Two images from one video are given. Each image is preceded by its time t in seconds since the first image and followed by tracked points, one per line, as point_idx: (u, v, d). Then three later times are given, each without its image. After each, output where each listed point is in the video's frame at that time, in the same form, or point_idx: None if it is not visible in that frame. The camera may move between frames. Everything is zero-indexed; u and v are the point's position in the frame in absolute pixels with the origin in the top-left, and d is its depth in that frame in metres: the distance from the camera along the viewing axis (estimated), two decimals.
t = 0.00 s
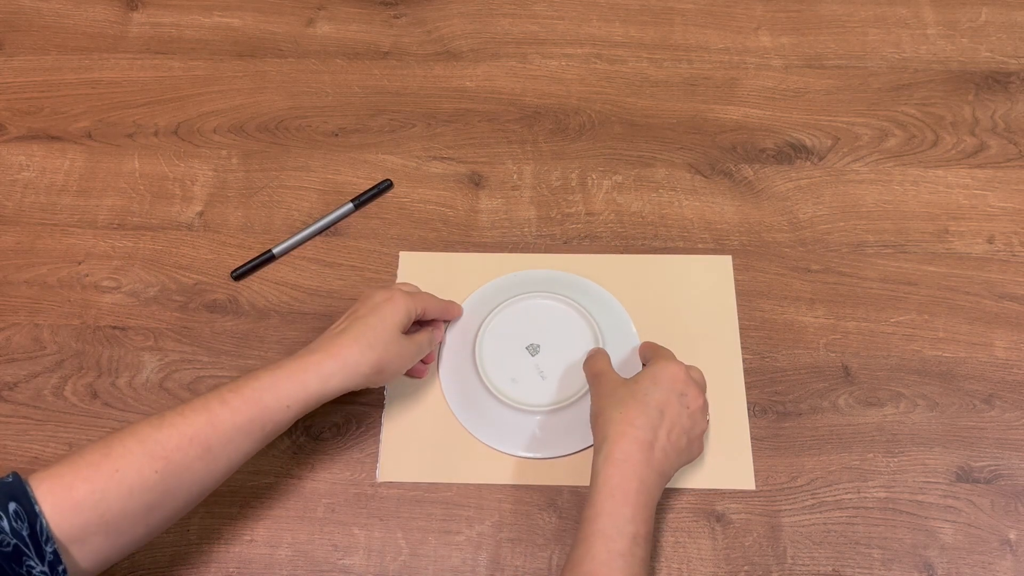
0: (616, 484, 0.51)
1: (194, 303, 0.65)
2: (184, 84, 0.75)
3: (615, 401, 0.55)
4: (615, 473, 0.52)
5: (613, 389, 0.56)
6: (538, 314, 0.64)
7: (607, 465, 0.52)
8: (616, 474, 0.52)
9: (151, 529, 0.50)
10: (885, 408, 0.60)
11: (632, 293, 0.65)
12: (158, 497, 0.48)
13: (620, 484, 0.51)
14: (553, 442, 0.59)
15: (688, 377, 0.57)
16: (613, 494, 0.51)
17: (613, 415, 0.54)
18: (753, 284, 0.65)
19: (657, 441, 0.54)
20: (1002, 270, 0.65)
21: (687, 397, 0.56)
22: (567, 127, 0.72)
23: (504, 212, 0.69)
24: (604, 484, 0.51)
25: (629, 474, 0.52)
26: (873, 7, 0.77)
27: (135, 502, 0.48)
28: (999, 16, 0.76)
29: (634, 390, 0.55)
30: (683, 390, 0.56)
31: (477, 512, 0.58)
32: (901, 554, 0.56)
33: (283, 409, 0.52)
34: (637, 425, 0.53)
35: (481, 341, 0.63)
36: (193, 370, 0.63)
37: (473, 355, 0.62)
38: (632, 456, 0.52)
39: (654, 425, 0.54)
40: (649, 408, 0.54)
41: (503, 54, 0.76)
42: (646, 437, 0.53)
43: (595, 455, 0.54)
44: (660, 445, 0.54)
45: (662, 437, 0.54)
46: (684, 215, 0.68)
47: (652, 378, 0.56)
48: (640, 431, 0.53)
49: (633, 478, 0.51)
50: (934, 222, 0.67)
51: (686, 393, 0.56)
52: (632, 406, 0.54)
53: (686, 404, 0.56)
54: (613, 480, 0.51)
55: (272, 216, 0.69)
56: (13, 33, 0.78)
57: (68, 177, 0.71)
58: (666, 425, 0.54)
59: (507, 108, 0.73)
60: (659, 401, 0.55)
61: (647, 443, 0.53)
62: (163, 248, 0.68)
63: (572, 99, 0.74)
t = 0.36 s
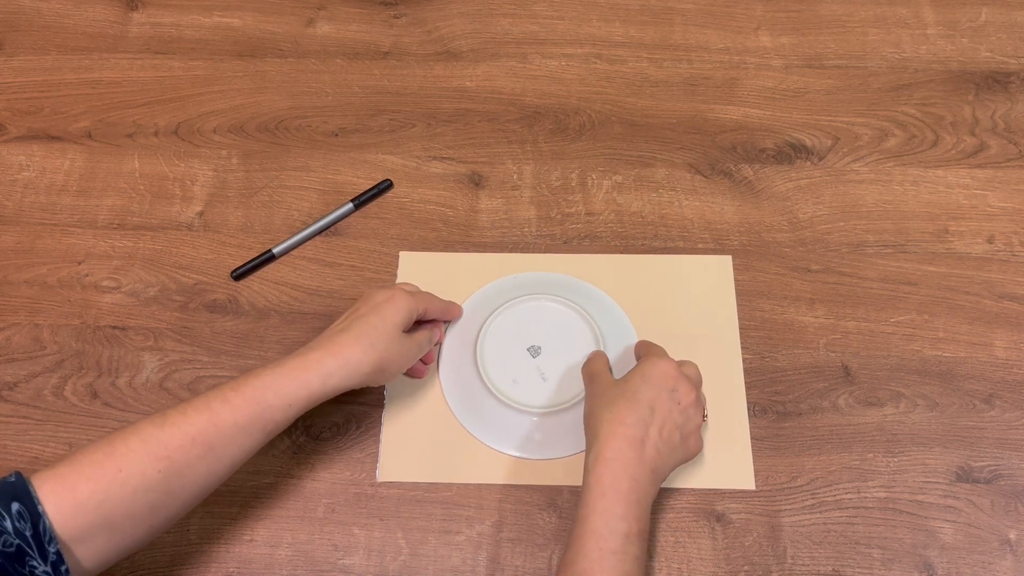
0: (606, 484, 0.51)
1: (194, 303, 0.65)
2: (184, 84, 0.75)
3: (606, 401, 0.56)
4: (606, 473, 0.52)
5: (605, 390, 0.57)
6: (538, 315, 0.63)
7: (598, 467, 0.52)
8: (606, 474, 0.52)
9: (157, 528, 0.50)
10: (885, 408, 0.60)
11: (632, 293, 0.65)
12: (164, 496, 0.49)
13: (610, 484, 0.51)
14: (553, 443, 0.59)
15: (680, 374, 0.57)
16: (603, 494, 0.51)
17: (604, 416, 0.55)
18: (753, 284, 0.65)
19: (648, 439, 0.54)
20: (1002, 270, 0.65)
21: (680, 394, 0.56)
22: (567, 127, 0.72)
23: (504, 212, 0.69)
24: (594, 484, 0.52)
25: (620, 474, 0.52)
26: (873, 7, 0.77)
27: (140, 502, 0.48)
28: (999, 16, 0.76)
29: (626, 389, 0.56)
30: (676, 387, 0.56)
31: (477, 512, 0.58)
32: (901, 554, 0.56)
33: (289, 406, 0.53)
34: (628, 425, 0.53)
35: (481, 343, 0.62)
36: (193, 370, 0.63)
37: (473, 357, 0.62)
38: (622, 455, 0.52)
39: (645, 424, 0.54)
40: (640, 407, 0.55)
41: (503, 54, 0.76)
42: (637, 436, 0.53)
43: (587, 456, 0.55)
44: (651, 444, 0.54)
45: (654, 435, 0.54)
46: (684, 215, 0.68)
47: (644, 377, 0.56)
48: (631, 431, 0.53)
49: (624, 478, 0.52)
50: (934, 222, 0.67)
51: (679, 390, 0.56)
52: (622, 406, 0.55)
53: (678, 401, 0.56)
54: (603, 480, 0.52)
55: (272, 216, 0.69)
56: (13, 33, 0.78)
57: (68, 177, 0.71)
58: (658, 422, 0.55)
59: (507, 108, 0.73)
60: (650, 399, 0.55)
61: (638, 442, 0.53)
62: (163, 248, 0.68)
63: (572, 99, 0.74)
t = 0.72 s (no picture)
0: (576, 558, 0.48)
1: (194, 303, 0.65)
2: (184, 84, 0.75)
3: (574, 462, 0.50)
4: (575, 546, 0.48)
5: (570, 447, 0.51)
6: (537, 315, 0.63)
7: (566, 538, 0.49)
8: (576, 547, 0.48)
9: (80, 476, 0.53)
10: (885, 408, 0.60)
11: (632, 293, 0.65)
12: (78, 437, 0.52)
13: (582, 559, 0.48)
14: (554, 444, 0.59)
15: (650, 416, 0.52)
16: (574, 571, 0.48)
17: (569, 482, 0.50)
18: (753, 284, 0.65)
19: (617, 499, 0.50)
20: (1003, 270, 0.65)
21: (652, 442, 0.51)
22: (567, 127, 0.72)
23: (504, 212, 0.69)
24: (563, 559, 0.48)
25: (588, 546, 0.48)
26: (873, 7, 0.77)
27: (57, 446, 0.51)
28: (998, 16, 0.76)
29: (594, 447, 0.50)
30: (647, 435, 0.51)
31: (477, 512, 0.58)
32: (901, 554, 0.56)
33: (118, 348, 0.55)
34: (595, 490, 0.49)
35: (481, 344, 0.62)
36: (193, 370, 0.63)
37: (473, 358, 0.62)
38: (589, 525, 0.49)
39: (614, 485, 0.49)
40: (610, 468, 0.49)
41: (503, 54, 0.76)
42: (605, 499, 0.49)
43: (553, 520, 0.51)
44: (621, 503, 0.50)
45: (625, 492, 0.50)
46: (684, 215, 0.68)
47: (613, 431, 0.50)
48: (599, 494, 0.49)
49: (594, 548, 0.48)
50: (934, 222, 0.67)
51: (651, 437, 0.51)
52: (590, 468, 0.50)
53: (651, 449, 0.51)
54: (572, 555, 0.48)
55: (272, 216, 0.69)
56: (13, 33, 0.78)
57: (68, 177, 0.71)
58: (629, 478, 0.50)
59: (507, 108, 0.73)
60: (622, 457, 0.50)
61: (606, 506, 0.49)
62: (163, 247, 0.68)
63: (572, 99, 0.74)
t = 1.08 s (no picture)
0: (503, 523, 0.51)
1: (194, 303, 0.65)
2: (184, 84, 0.75)
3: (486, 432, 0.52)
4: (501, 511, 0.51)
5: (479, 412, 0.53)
6: (537, 316, 0.64)
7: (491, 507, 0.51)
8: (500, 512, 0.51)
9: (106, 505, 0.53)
10: (885, 408, 0.60)
11: (632, 293, 0.65)
12: (99, 502, 0.48)
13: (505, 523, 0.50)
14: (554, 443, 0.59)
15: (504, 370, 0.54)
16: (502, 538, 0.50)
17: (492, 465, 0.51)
18: (753, 284, 0.65)
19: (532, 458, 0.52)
20: (1002, 270, 0.65)
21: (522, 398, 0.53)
22: (567, 127, 0.72)
23: (504, 212, 0.69)
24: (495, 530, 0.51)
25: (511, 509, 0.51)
26: (873, 7, 0.77)
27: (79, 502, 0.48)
28: (998, 16, 0.76)
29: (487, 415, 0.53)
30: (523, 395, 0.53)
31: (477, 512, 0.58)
32: (901, 554, 0.56)
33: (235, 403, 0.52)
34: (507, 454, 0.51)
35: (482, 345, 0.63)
36: (193, 370, 0.63)
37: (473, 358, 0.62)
38: (512, 500, 0.51)
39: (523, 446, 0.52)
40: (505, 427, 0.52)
41: (503, 54, 0.76)
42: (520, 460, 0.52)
43: (476, 503, 0.53)
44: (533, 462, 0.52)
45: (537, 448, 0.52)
46: (684, 215, 0.68)
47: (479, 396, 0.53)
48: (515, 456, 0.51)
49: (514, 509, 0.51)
50: (934, 223, 0.67)
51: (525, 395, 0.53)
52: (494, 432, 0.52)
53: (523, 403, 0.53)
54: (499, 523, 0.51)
55: (272, 216, 0.69)
56: (13, 33, 0.78)
57: (68, 177, 0.71)
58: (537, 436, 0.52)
59: (507, 108, 0.73)
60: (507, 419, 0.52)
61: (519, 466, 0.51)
62: (163, 247, 0.68)
63: (572, 99, 0.74)
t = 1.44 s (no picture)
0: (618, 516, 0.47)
1: (194, 303, 0.65)
2: (184, 84, 0.75)
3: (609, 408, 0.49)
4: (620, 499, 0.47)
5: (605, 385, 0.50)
6: (537, 315, 0.64)
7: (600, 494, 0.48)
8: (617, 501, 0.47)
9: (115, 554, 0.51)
10: (885, 408, 0.60)
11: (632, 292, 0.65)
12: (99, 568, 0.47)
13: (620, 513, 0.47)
14: (553, 442, 0.59)
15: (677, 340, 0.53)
16: (619, 534, 0.46)
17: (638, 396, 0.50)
18: (753, 284, 0.65)
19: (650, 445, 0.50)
20: (1002, 270, 0.65)
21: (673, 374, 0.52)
22: (567, 126, 0.72)
23: (504, 212, 0.69)
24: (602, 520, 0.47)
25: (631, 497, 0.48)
26: (873, 7, 0.77)
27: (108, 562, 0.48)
28: (999, 16, 0.76)
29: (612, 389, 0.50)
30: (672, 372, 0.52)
31: (477, 513, 0.58)
32: (901, 554, 0.56)
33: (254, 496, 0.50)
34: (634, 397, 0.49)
35: (482, 344, 0.63)
36: (193, 370, 0.63)
37: (473, 357, 0.63)
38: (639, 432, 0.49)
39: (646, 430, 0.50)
40: (644, 404, 0.50)
41: (503, 54, 0.76)
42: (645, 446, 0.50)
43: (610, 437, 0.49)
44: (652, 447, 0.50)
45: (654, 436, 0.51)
46: (684, 215, 0.68)
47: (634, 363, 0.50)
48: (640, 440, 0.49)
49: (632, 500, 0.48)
50: (934, 222, 0.67)
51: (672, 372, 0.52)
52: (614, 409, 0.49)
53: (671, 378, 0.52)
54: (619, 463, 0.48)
55: (272, 216, 0.69)
56: (13, 33, 0.78)
57: (67, 177, 0.71)
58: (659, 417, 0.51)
59: (507, 108, 0.73)
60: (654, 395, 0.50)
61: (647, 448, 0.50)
62: (163, 247, 0.68)
63: (572, 99, 0.74)
